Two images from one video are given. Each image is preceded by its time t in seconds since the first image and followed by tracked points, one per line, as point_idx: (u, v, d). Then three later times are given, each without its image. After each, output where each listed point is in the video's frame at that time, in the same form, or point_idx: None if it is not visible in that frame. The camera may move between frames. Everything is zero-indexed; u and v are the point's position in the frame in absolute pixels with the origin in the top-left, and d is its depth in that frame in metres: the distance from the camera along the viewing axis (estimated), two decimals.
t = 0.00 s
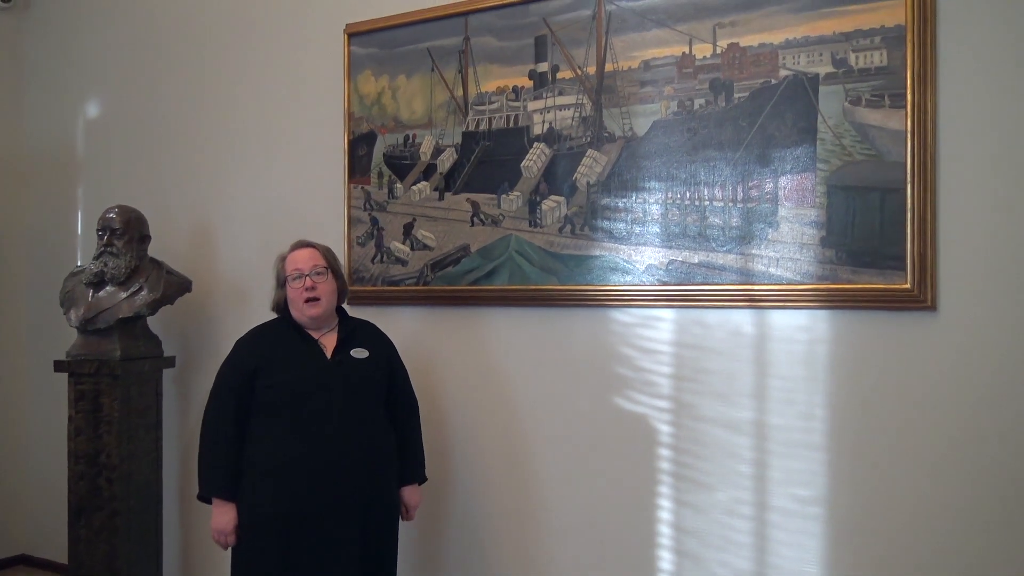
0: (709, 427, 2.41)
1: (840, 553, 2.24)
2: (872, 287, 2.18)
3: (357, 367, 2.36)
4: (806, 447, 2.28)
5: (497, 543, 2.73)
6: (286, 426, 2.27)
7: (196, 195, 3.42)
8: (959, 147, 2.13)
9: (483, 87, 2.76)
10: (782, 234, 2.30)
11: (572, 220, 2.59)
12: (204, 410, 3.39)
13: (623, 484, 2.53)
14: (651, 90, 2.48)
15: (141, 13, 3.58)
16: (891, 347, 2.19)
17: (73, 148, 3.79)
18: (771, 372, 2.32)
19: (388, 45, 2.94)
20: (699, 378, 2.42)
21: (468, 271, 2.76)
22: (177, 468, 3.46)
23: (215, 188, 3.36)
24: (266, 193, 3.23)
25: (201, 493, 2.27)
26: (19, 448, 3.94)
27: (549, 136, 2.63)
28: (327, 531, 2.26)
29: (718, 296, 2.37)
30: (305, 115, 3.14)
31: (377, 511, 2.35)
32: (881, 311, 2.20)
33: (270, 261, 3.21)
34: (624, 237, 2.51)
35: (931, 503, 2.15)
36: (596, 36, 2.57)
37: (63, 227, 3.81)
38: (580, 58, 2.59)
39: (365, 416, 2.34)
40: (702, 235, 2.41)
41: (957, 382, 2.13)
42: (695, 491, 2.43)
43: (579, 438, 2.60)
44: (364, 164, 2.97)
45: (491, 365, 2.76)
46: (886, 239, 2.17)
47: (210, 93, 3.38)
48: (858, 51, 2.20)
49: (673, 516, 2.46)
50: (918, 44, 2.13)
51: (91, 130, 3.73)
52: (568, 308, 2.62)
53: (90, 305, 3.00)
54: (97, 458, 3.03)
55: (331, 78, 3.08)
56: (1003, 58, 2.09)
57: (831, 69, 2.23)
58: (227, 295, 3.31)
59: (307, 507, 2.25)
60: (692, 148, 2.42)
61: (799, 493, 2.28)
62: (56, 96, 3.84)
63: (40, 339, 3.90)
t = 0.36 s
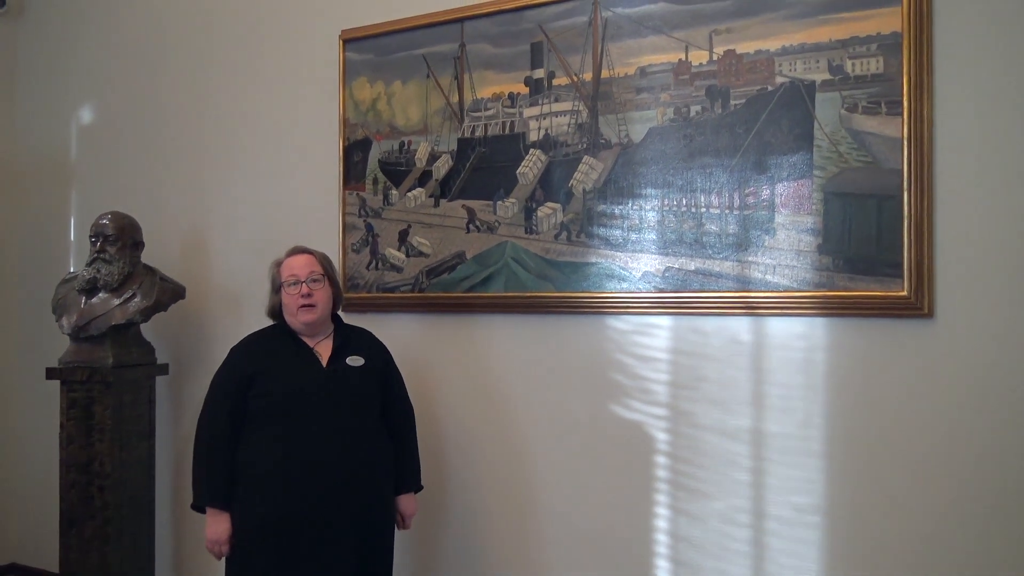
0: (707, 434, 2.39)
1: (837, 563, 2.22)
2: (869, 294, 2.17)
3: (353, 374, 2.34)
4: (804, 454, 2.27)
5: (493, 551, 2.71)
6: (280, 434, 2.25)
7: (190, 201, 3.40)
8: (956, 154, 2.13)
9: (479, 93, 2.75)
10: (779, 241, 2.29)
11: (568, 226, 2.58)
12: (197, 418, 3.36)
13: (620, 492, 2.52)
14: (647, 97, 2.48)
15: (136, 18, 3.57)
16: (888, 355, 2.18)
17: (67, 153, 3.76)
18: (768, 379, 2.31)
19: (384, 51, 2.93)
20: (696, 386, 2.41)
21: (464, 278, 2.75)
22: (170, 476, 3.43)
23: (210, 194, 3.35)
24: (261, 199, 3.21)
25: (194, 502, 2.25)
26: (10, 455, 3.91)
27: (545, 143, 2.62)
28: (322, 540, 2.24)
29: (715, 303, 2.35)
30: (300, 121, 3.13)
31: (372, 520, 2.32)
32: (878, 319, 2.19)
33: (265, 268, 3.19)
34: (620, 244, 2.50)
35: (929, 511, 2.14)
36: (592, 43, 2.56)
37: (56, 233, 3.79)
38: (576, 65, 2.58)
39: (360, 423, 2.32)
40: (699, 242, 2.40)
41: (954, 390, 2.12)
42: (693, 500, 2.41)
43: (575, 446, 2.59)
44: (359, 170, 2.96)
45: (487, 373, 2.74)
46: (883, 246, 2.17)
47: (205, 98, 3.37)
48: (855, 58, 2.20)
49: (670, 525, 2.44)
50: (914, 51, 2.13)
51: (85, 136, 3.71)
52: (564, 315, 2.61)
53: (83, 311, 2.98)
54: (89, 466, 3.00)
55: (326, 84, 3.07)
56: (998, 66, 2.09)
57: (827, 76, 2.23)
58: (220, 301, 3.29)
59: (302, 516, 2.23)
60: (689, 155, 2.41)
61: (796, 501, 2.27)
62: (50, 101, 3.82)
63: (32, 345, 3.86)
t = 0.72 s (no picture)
0: (702, 443, 2.38)
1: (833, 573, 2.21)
2: (865, 303, 2.16)
3: (346, 382, 2.32)
4: (800, 464, 2.26)
5: (487, 561, 2.69)
6: (273, 443, 2.23)
7: (183, 208, 3.38)
8: (950, 163, 2.13)
9: (474, 100, 2.75)
10: (775, 250, 2.28)
11: (563, 234, 2.57)
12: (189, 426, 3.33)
13: (615, 502, 2.50)
14: (642, 104, 2.47)
15: (130, 24, 3.55)
16: (884, 363, 2.18)
17: (59, 160, 3.74)
18: (763, 388, 2.30)
19: (378, 57, 2.93)
20: (692, 394, 2.39)
21: (459, 285, 2.73)
22: (161, 484, 3.40)
23: (203, 200, 3.33)
24: (254, 206, 3.19)
25: (185, 512, 2.22)
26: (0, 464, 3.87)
27: (540, 150, 2.62)
28: (314, 550, 2.21)
29: (711, 311, 2.34)
30: (294, 128, 3.11)
31: (365, 530, 2.29)
32: (874, 328, 2.18)
33: (258, 275, 3.17)
34: (615, 252, 2.49)
35: (925, 520, 2.13)
36: (588, 50, 2.56)
37: (47, 240, 3.76)
38: (571, 72, 2.58)
39: (353, 432, 2.30)
40: (694, 250, 2.39)
41: (949, 399, 2.11)
42: (689, 509, 2.40)
43: (570, 454, 2.57)
44: (353, 177, 2.94)
45: (481, 381, 2.72)
46: (878, 255, 2.16)
47: (199, 105, 3.35)
48: (849, 67, 2.21)
49: (665, 534, 2.43)
50: (909, 59, 2.14)
51: (78, 142, 3.68)
52: (560, 323, 2.59)
53: (73, 318, 2.95)
54: (80, 474, 2.97)
55: (321, 90, 3.06)
56: (992, 74, 2.09)
57: (822, 84, 2.24)
58: (213, 308, 3.27)
59: (294, 525, 2.21)
60: (684, 163, 2.41)
61: (792, 510, 2.26)
62: (42, 107, 3.80)
63: (23, 353, 3.83)
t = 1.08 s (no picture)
0: (698, 454, 2.36)
1: None
2: (860, 313, 2.16)
3: (339, 393, 2.29)
4: (796, 474, 2.24)
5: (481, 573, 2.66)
6: (265, 454, 2.20)
7: (176, 216, 3.36)
8: (945, 173, 2.13)
9: (468, 109, 2.74)
10: (770, 259, 2.28)
11: (557, 243, 2.56)
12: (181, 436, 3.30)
13: (611, 513, 2.48)
14: (637, 113, 2.47)
15: (123, 33, 3.54)
16: (880, 373, 2.17)
17: (51, 168, 3.71)
18: (759, 398, 2.29)
19: (373, 66, 2.92)
20: (687, 405, 2.38)
21: (453, 295, 2.72)
22: (152, 496, 3.36)
23: (196, 209, 3.31)
24: (248, 215, 3.17)
25: (175, 524, 2.19)
26: None
27: (534, 159, 2.61)
28: (306, 563, 2.18)
29: (706, 321, 2.33)
30: (288, 136, 3.10)
31: (358, 542, 2.26)
32: (870, 337, 2.18)
33: (251, 284, 3.15)
34: (610, 262, 2.48)
35: (922, 531, 2.12)
36: (582, 60, 2.56)
37: (38, 249, 3.72)
38: (566, 82, 2.58)
39: (346, 443, 2.27)
40: (689, 259, 2.38)
41: (946, 409, 2.10)
42: (684, 520, 2.38)
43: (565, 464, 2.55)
44: (347, 186, 2.93)
45: (475, 391, 2.70)
46: (874, 264, 2.16)
47: (192, 113, 3.34)
48: (844, 76, 2.21)
49: (661, 546, 2.41)
50: (903, 69, 2.14)
51: (70, 150, 3.66)
52: (554, 333, 2.58)
53: (64, 327, 2.92)
54: (70, 485, 2.93)
55: (315, 99, 3.05)
56: (986, 84, 2.10)
57: (817, 93, 2.24)
58: (205, 317, 3.24)
59: (286, 537, 2.18)
60: (679, 172, 2.40)
61: (788, 521, 2.24)
62: (34, 115, 3.77)
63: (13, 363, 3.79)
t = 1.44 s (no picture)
0: (695, 464, 2.35)
1: None
2: (857, 323, 2.15)
3: (334, 403, 2.28)
4: (793, 485, 2.23)
5: None
6: (259, 464, 2.18)
7: (171, 225, 3.34)
8: (941, 182, 2.13)
9: (464, 118, 2.74)
10: (766, 268, 2.27)
11: (554, 252, 2.55)
12: (175, 446, 3.27)
13: (608, 524, 2.47)
14: (633, 123, 2.47)
15: (119, 42, 3.53)
16: (877, 383, 2.16)
17: (45, 177, 3.69)
18: (756, 408, 2.28)
19: (369, 76, 2.92)
20: (684, 415, 2.37)
21: (449, 304, 2.71)
22: (146, 507, 3.33)
23: (191, 218, 3.29)
24: (243, 224, 3.16)
25: (169, 535, 2.17)
26: None
27: (530, 169, 2.61)
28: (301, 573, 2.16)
29: (703, 331, 2.33)
30: (284, 145, 3.10)
31: (353, 553, 2.24)
32: (867, 347, 2.17)
33: (247, 293, 3.14)
34: (607, 271, 2.48)
35: (920, 542, 2.10)
36: (578, 69, 2.56)
37: (32, 258, 3.70)
38: (562, 91, 2.58)
39: (341, 452, 2.26)
40: (686, 269, 2.38)
41: (943, 419, 2.10)
42: (681, 531, 2.36)
43: (562, 475, 2.54)
44: (343, 195, 2.93)
45: (471, 400, 2.69)
46: (870, 274, 2.16)
47: (188, 122, 3.33)
48: (840, 86, 2.21)
49: (658, 557, 2.39)
50: (899, 78, 2.14)
51: (65, 159, 3.64)
52: (551, 342, 2.57)
53: (59, 337, 2.90)
54: (63, 495, 2.90)
55: (311, 108, 3.05)
56: (981, 94, 2.10)
57: (813, 103, 2.24)
58: (201, 326, 3.23)
59: (280, 548, 2.16)
60: (676, 181, 2.40)
61: (786, 532, 2.23)
62: (28, 124, 3.75)
63: (6, 373, 3.76)
